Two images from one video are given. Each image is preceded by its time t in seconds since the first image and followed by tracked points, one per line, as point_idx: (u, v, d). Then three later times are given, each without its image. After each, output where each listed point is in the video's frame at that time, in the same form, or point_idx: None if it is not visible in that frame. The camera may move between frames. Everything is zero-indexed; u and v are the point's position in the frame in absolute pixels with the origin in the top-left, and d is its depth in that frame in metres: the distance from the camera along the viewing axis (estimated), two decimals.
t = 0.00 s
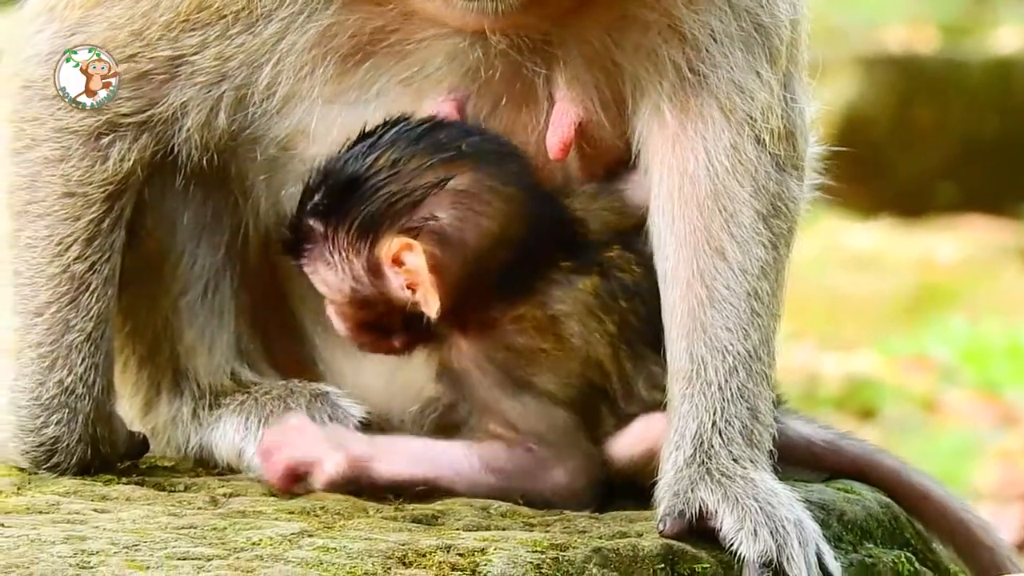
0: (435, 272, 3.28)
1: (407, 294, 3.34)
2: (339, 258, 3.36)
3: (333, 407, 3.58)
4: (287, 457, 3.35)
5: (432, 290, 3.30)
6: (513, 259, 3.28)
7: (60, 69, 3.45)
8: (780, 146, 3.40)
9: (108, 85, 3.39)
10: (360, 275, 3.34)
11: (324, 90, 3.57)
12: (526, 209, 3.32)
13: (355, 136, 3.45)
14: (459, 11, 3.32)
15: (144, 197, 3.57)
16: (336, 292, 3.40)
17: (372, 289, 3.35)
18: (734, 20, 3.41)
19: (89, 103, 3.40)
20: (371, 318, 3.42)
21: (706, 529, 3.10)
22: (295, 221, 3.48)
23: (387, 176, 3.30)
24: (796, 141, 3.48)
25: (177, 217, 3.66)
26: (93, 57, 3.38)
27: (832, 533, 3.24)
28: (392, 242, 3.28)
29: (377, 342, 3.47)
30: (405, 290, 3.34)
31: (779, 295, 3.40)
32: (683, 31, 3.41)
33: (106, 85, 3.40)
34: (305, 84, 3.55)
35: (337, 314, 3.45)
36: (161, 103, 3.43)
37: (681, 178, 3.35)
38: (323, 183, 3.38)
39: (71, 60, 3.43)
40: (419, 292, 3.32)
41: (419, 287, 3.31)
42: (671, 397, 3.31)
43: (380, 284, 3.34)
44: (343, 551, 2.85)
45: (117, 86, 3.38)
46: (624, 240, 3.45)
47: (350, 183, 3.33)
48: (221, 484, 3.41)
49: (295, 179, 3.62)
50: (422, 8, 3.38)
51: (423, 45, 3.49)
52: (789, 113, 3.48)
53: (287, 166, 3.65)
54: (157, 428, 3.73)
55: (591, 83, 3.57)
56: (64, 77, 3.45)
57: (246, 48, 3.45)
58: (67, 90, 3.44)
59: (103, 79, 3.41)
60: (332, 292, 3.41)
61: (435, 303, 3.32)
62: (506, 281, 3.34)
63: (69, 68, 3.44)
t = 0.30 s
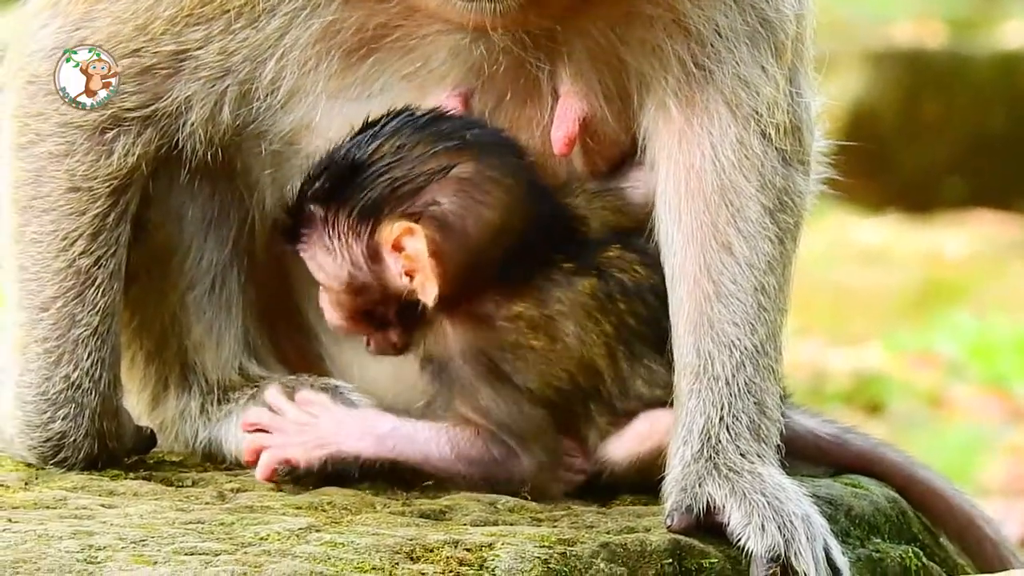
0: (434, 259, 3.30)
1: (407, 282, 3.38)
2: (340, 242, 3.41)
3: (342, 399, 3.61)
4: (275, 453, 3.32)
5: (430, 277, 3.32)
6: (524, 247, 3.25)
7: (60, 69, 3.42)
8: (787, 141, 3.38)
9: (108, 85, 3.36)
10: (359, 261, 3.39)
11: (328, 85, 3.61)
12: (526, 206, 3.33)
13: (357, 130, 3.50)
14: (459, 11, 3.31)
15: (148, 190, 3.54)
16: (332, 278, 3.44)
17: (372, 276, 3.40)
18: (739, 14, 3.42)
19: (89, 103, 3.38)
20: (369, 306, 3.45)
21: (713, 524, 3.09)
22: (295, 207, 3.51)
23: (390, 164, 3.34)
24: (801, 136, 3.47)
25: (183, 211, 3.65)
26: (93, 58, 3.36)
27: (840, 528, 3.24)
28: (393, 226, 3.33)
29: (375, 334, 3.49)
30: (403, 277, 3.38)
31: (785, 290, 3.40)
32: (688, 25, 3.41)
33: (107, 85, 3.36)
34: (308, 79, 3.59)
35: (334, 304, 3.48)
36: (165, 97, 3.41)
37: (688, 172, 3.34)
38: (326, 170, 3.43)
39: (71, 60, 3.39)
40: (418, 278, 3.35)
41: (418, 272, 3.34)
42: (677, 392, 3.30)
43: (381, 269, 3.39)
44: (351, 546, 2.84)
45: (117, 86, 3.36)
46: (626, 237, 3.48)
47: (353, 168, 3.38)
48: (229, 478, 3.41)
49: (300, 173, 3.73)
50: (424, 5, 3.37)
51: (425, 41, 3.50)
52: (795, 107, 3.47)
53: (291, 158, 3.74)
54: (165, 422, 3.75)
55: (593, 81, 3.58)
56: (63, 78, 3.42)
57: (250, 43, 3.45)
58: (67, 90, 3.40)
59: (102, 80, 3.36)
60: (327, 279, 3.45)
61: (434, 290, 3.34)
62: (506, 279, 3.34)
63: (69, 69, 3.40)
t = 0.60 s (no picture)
0: (480, 232, 3.26)
1: (445, 254, 3.33)
2: (378, 212, 3.35)
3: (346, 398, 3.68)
4: (284, 458, 3.34)
5: (474, 249, 3.28)
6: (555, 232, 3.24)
7: (60, 68, 3.44)
8: (793, 135, 3.40)
9: (109, 85, 3.38)
10: (398, 232, 3.34)
11: (335, 78, 3.61)
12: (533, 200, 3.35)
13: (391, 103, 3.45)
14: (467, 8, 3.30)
15: (155, 184, 3.55)
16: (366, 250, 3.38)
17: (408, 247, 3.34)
18: (747, 8, 3.41)
19: (90, 102, 3.39)
20: (397, 280, 3.40)
21: (718, 517, 3.09)
22: (326, 173, 3.45)
23: (436, 138, 3.30)
24: (809, 130, 3.48)
25: (190, 204, 3.66)
26: (93, 57, 3.38)
27: (845, 521, 3.24)
28: (441, 198, 3.28)
29: (394, 310, 3.44)
30: (443, 250, 3.33)
31: (791, 283, 3.40)
32: (695, 19, 3.41)
33: (107, 85, 3.38)
34: (316, 72, 3.58)
35: (359, 275, 3.42)
36: (173, 90, 3.42)
37: (694, 166, 3.34)
38: (365, 140, 3.37)
39: (71, 60, 3.41)
40: (461, 250, 3.30)
41: (461, 244, 3.29)
42: (683, 384, 3.30)
43: (419, 241, 3.34)
44: (356, 539, 2.83)
45: (118, 85, 3.38)
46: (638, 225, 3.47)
47: (398, 139, 3.33)
48: (235, 472, 3.40)
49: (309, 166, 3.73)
50: None
51: (431, 35, 3.51)
52: (802, 101, 3.48)
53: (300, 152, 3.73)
54: (170, 416, 3.78)
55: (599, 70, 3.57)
56: (63, 78, 3.43)
57: (257, 36, 3.46)
58: (67, 90, 3.42)
59: (102, 80, 3.39)
60: (359, 250, 3.39)
61: (476, 262, 3.29)
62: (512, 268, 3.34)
63: (69, 69, 3.42)
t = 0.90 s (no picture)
0: (563, 187, 3.13)
1: (519, 199, 3.20)
2: (459, 145, 3.18)
3: (348, 392, 3.68)
4: (286, 452, 3.33)
5: (552, 203, 3.15)
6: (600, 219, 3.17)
7: (60, 69, 3.49)
8: (798, 121, 3.40)
9: (108, 85, 3.44)
10: (475, 167, 3.18)
11: (336, 66, 3.55)
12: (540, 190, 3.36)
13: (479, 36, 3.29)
14: None
15: (157, 173, 3.59)
16: (434, 177, 3.20)
17: (481, 183, 3.19)
18: None
19: (90, 103, 3.45)
20: (461, 211, 3.24)
21: (725, 512, 3.08)
22: (409, 96, 3.24)
23: (532, 87, 3.15)
24: (814, 117, 3.47)
25: (198, 195, 3.69)
26: (93, 57, 3.44)
27: (851, 514, 3.25)
28: (529, 144, 3.14)
29: (445, 238, 3.29)
30: (518, 195, 3.18)
31: (798, 273, 3.40)
32: (692, 10, 3.37)
33: (107, 85, 3.45)
34: (316, 59, 3.54)
35: (421, 200, 3.23)
36: (173, 78, 3.47)
37: (698, 157, 3.33)
38: (456, 72, 3.17)
39: (71, 60, 3.47)
40: (537, 199, 3.16)
41: (539, 194, 3.15)
42: (691, 377, 3.30)
43: (496, 180, 3.20)
44: (362, 533, 2.83)
45: (117, 85, 3.44)
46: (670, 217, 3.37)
47: (490, 79, 3.14)
48: (240, 466, 3.39)
49: (317, 153, 3.76)
50: None
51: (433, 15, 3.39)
52: (808, 89, 3.47)
53: (308, 138, 3.74)
54: (175, 410, 3.80)
55: (606, 56, 3.45)
56: (64, 78, 3.48)
57: (254, 23, 3.46)
58: (67, 90, 3.48)
59: (102, 80, 3.45)
60: (427, 174, 3.20)
61: (550, 214, 3.17)
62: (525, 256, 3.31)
63: (69, 69, 3.48)
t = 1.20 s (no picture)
0: (643, 196, 2.96)
1: (591, 188, 3.03)
2: (561, 121, 3.03)
3: (354, 386, 3.68)
4: (295, 447, 3.33)
5: (625, 208, 2.97)
6: (635, 214, 2.99)
7: (60, 69, 3.52)
8: (800, 113, 3.40)
9: (108, 85, 3.46)
10: (568, 143, 3.03)
11: (335, 60, 3.53)
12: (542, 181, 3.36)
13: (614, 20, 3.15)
14: None
15: (158, 166, 3.60)
16: (523, 137, 3.06)
17: (562, 158, 3.05)
18: None
19: (89, 103, 3.47)
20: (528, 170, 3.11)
21: (729, 505, 3.08)
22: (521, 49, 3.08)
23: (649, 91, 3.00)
24: (816, 108, 3.48)
25: (204, 189, 3.70)
26: (93, 57, 3.47)
27: (855, 508, 3.25)
28: (628, 144, 2.97)
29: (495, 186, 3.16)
30: (593, 185, 3.03)
31: (802, 266, 3.41)
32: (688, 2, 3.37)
33: (107, 85, 3.46)
34: (314, 51, 3.53)
35: (494, 147, 3.09)
36: (169, 69, 3.48)
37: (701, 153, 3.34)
38: (588, 53, 3.03)
39: (71, 60, 3.51)
40: (609, 195, 2.99)
41: (611, 194, 2.99)
42: (694, 372, 3.29)
43: (578, 163, 3.03)
44: (366, 527, 2.83)
45: (117, 84, 3.46)
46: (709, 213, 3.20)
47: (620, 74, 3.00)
48: (245, 461, 3.39)
49: (320, 145, 3.71)
50: None
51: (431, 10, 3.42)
52: (811, 81, 3.47)
53: (312, 132, 3.69)
54: (179, 404, 3.82)
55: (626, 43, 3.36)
56: (63, 78, 3.52)
57: (250, 15, 3.48)
58: (67, 90, 3.50)
59: (102, 80, 3.48)
60: (518, 129, 3.06)
61: (616, 215, 2.99)
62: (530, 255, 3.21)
63: (68, 69, 3.52)
